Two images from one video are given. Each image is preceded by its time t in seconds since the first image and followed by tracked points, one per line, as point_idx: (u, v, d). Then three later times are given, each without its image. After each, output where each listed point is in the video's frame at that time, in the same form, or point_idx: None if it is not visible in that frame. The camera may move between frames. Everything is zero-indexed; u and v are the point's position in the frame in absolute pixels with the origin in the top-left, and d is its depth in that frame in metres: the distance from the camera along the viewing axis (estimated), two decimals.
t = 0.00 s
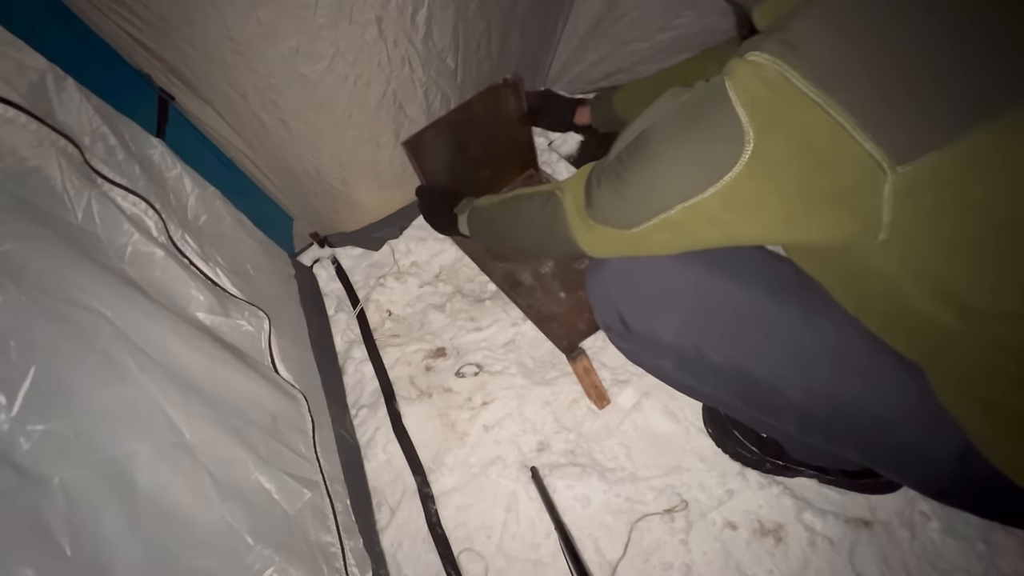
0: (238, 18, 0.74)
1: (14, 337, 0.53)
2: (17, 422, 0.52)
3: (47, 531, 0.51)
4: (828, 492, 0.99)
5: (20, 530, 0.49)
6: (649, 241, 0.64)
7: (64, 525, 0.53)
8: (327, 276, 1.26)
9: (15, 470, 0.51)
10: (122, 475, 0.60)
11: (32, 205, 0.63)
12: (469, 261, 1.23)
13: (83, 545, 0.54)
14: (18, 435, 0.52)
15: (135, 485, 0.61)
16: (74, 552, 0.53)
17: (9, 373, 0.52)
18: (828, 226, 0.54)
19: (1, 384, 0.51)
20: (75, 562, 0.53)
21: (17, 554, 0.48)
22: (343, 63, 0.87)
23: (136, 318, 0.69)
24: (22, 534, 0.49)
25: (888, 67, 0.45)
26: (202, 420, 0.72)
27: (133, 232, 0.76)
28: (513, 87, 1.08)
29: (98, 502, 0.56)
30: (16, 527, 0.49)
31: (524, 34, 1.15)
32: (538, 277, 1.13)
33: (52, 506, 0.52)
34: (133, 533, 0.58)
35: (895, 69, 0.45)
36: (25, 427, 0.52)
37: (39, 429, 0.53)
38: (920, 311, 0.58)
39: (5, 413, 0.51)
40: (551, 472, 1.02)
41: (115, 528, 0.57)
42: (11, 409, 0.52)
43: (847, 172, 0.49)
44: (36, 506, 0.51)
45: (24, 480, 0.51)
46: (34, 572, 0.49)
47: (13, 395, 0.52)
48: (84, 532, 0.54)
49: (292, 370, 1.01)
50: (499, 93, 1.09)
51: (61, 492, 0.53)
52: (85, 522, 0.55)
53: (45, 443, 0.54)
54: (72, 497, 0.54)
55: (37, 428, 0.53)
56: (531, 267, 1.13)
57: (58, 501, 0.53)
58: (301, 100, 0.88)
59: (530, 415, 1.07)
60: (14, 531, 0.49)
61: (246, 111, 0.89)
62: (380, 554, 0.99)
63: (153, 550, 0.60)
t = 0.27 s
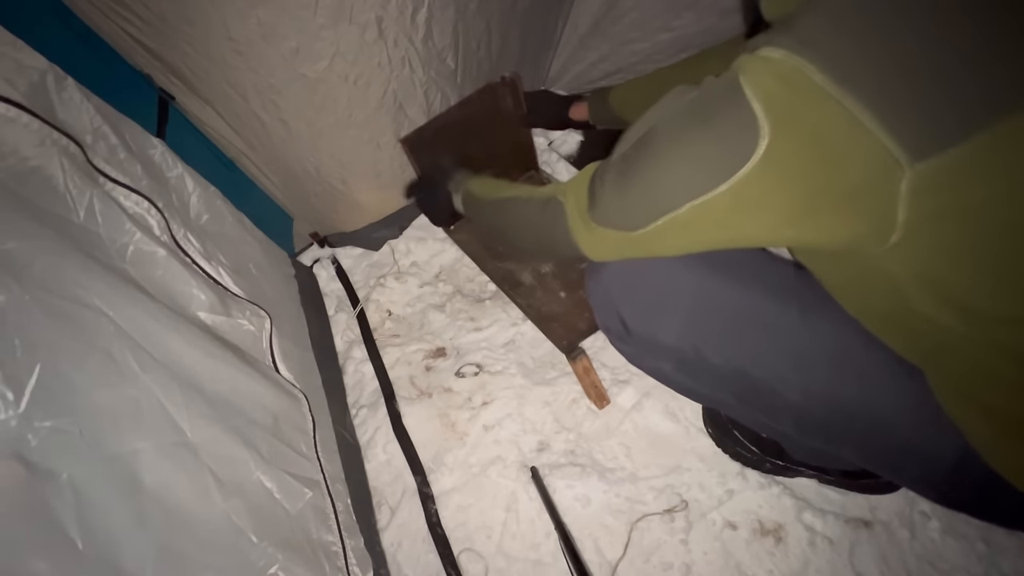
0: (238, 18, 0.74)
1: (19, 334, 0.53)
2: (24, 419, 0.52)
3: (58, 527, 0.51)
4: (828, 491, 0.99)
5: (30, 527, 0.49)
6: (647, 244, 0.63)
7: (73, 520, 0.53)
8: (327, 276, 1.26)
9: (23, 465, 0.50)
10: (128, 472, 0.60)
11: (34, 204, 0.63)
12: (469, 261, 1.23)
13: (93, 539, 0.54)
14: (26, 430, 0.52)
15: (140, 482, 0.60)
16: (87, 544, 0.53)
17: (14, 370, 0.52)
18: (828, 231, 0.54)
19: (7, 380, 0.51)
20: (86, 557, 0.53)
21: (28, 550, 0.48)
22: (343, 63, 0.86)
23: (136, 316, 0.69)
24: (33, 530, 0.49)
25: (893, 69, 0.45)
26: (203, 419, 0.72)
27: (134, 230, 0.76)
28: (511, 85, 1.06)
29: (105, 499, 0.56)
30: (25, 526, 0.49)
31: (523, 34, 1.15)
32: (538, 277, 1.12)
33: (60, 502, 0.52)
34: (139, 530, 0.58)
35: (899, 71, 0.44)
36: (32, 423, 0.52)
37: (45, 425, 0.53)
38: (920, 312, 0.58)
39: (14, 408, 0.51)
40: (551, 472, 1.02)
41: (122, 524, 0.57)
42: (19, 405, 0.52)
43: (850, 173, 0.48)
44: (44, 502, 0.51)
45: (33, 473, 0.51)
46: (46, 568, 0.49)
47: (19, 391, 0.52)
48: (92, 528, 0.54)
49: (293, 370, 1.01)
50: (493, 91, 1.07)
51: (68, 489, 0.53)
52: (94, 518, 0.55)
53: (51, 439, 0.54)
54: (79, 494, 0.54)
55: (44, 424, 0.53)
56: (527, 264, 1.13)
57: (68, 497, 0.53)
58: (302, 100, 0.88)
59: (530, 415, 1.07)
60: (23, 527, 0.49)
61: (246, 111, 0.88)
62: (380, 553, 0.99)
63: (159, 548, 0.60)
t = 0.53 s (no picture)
0: (237, 17, 0.75)
1: (12, 338, 0.54)
2: (13, 425, 0.52)
3: (47, 532, 0.52)
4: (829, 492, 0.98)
5: (20, 531, 0.49)
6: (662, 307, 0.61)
7: (64, 525, 0.53)
8: (327, 276, 1.26)
9: (12, 471, 0.51)
10: (119, 478, 0.60)
11: (32, 206, 0.63)
12: (469, 261, 1.23)
13: (82, 545, 0.54)
14: (14, 437, 0.52)
15: (132, 488, 0.60)
16: (73, 552, 0.53)
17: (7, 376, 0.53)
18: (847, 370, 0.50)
19: None
20: (75, 562, 0.53)
21: (16, 556, 0.48)
22: (343, 63, 0.87)
23: (135, 320, 0.69)
24: (23, 534, 0.50)
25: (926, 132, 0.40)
26: (198, 421, 0.72)
27: (132, 232, 0.76)
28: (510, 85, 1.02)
29: (96, 505, 0.56)
30: (14, 532, 0.49)
31: (524, 34, 1.15)
32: (537, 276, 1.08)
33: (52, 508, 0.53)
34: (130, 535, 0.58)
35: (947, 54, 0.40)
36: (21, 429, 0.53)
37: (35, 431, 0.54)
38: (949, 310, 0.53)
39: (4, 415, 0.52)
40: (551, 472, 1.02)
41: (112, 530, 0.57)
42: (9, 410, 0.52)
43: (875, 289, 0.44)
44: (34, 506, 0.51)
45: (22, 478, 0.51)
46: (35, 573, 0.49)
47: (11, 397, 0.53)
48: (82, 533, 0.54)
49: (293, 370, 1.01)
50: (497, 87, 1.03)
51: (58, 494, 0.53)
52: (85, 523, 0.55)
53: (40, 446, 0.54)
54: (70, 499, 0.54)
55: (33, 430, 0.54)
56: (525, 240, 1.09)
57: (57, 501, 0.53)
58: (302, 100, 0.88)
59: (530, 415, 1.07)
60: (12, 532, 0.49)
61: (246, 111, 0.89)
62: (380, 553, 0.99)
63: (147, 554, 0.59)
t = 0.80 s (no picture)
0: (238, 18, 0.74)
1: (20, 336, 0.54)
2: (24, 421, 0.52)
3: (57, 528, 0.52)
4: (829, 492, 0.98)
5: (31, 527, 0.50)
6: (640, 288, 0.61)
7: (74, 522, 0.53)
8: (327, 276, 1.26)
9: (22, 466, 0.51)
10: (129, 473, 0.60)
11: (33, 205, 0.63)
12: (469, 261, 1.23)
13: (93, 541, 0.54)
14: (25, 432, 0.52)
15: (142, 483, 0.61)
16: (84, 546, 0.53)
17: (15, 373, 0.53)
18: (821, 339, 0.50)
19: (8, 381, 0.52)
20: (85, 558, 0.53)
21: (25, 554, 0.49)
22: (343, 63, 0.87)
23: (138, 317, 0.69)
24: (31, 530, 0.50)
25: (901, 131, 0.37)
26: (203, 418, 0.72)
27: (133, 232, 0.76)
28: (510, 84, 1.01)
29: (106, 502, 0.56)
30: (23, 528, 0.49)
31: (524, 34, 1.15)
32: (538, 276, 1.08)
33: (62, 504, 0.53)
34: (139, 531, 0.58)
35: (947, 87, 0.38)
36: (32, 424, 0.53)
37: (45, 427, 0.54)
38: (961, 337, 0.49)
39: (13, 410, 0.52)
40: (551, 472, 1.02)
41: (122, 525, 0.57)
42: (19, 406, 0.52)
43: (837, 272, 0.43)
44: (44, 503, 0.51)
45: (34, 474, 0.51)
46: (44, 570, 0.50)
47: (19, 392, 0.53)
48: (92, 529, 0.54)
49: (293, 370, 1.01)
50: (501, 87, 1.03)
51: (69, 490, 0.53)
52: (95, 519, 0.55)
53: (51, 442, 0.54)
54: (80, 495, 0.54)
55: (44, 426, 0.54)
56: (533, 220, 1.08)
57: (68, 497, 0.53)
58: (302, 100, 0.88)
59: (530, 415, 1.07)
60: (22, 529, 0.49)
61: (246, 111, 0.89)
62: (380, 553, 0.99)
63: (158, 549, 0.60)
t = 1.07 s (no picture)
0: (237, 18, 0.75)
1: (20, 334, 0.54)
2: (25, 419, 0.52)
3: (59, 527, 0.52)
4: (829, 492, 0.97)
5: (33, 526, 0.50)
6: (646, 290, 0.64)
7: (75, 521, 0.53)
8: (327, 276, 1.26)
9: (23, 464, 0.51)
10: (128, 473, 0.60)
11: (34, 204, 0.63)
12: (469, 261, 1.23)
13: (94, 541, 0.54)
14: (26, 431, 0.52)
15: (141, 483, 0.60)
16: (86, 544, 0.53)
17: (15, 372, 0.53)
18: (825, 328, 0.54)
19: (9, 380, 0.52)
20: (87, 558, 0.53)
21: (28, 552, 0.49)
22: (343, 63, 0.87)
23: (138, 317, 0.69)
24: (35, 527, 0.50)
25: (879, 168, 0.40)
26: (202, 419, 0.72)
27: (136, 231, 0.77)
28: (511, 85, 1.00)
29: (107, 502, 0.56)
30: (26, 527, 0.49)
31: (524, 34, 1.15)
32: (538, 276, 1.08)
33: (62, 504, 0.53)
34: (139, 530, 0.58)
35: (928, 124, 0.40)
36: (33, 423, 0.53)
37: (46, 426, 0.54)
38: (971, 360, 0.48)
39: (16, 408, 0.52)
40: (551, 472, 1.02)
41: (121, 525, 0.57)
42: (20, 405, 0.52)
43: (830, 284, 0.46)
44: (46, 502, 0.51)
45: (36, 472, 0.51)
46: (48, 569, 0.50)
47: (20, 391, 0.52)
48: (93, 529, 0.54)
49: (293, 370, 1.01)
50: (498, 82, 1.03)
51: (69, 489, 0.53)
52: (96, 518, 0.55)
53: (52, 440, 0.54)
54: (80, 494, 0.54)
55: (45, 425, 0.54)
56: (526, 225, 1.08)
57: (67, 496, 0.53)
58: (302, 99, 0.88)
59: (530, 415, 1.07)
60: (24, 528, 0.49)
61: (246, 111, 0.89)
62: (380, 554, 0.99)
63: (159, 549, 0.60)
